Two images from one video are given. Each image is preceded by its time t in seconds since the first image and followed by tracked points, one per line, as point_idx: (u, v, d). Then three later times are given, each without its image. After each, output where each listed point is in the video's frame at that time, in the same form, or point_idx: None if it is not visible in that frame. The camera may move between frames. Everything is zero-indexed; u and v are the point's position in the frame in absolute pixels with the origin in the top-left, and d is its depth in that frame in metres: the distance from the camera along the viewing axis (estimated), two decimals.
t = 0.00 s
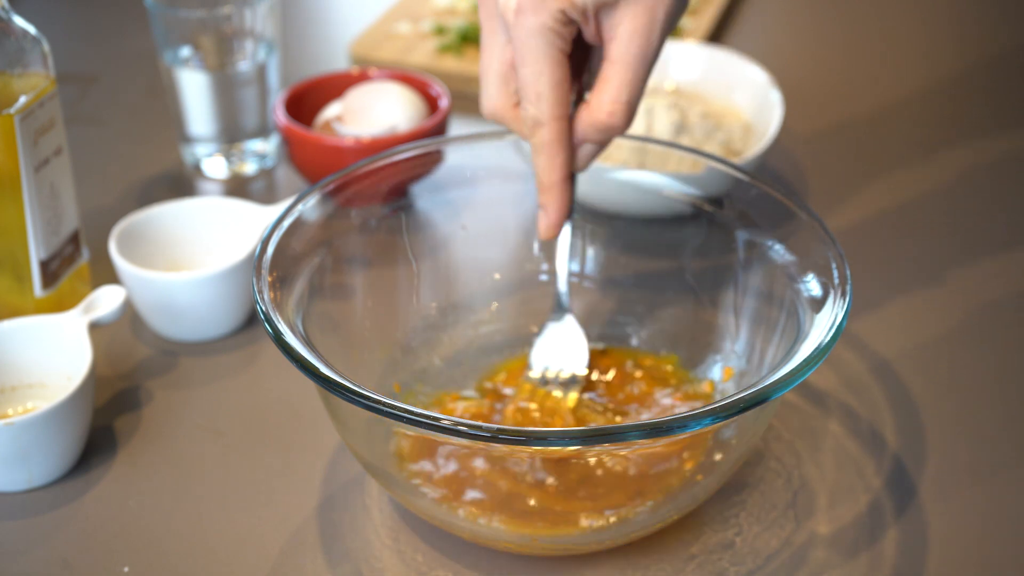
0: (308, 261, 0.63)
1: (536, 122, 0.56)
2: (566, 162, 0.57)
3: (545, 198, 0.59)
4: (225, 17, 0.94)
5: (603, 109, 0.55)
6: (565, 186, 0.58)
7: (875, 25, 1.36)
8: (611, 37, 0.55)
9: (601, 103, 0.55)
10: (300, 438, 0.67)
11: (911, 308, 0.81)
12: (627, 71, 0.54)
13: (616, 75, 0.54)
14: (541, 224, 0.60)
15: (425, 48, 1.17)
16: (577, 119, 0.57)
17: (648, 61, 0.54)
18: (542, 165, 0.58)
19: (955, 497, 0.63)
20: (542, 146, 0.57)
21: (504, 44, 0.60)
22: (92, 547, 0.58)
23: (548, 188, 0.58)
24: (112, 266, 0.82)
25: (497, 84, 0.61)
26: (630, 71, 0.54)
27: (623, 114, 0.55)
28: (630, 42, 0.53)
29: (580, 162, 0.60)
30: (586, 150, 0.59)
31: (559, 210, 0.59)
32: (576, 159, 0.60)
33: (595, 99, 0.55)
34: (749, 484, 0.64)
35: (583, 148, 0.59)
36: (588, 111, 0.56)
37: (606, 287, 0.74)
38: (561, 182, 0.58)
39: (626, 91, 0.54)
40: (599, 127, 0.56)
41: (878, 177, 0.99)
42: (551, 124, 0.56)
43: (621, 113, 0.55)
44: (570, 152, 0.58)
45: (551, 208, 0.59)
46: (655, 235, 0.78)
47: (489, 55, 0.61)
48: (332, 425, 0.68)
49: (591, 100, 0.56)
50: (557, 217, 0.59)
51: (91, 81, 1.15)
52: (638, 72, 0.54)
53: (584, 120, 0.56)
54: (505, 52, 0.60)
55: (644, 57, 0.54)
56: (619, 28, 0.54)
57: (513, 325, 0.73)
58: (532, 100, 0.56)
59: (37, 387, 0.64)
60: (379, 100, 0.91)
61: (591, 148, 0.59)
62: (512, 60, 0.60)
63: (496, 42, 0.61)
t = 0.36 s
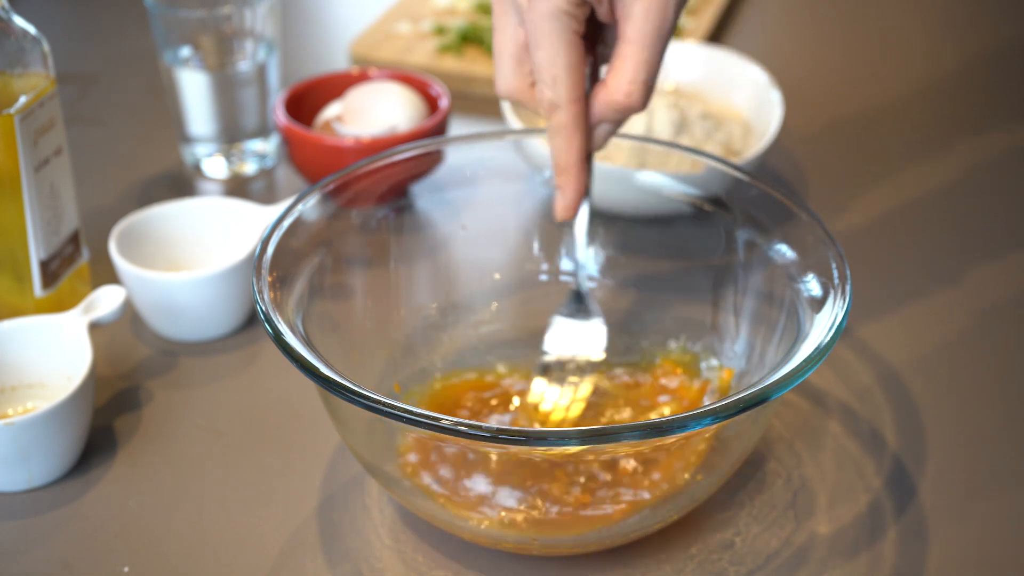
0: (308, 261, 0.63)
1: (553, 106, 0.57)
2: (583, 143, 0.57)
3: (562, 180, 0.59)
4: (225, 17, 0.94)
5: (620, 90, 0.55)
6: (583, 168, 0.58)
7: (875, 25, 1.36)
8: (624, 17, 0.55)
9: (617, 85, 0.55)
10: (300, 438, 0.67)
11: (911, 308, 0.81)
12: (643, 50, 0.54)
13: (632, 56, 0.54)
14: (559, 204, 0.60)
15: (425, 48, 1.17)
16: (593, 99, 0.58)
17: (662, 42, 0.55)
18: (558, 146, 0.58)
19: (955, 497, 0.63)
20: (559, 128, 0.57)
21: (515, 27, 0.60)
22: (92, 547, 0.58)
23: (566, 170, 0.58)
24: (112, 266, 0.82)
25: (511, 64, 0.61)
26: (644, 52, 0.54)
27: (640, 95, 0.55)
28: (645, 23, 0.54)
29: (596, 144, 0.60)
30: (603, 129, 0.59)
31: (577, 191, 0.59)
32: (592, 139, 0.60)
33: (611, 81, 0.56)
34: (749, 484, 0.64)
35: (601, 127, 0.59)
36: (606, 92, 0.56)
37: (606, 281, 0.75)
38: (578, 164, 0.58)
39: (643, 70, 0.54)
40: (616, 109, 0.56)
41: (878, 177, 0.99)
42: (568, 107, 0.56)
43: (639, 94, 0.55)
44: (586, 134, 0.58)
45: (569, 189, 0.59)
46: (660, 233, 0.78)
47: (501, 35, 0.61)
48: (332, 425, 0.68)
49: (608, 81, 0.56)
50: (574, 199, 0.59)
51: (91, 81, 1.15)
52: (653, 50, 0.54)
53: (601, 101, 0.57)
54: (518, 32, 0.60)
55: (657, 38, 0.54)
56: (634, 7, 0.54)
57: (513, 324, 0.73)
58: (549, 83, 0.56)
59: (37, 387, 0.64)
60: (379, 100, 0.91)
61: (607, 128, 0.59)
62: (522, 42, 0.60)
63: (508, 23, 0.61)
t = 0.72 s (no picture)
0: (308, 261, 0.63)
1: (578, 116, 0.57)
2: (608, 152, 0.58)
3: (591, 191, 0.59)
4: (225, 17, 0.94)
5: (647, 99, 0.55)
6: (610, 177, 0.58)
7: (875, 25, 1.36)
8: (648, 26, 0.54)
9: (643, 95, 0.55)
10: (299, 438, 0.67)
11: (911, 308, 0.81)
12: (667, 58, 0.54)
13: (656, 64, 0.54)
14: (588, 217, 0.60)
15: (425, 48, 1.17)
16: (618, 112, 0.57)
17: (687, 46, 0.54)
18: (586, 156, 0.58)
19: (955, 497, 0.63)
20: (585, 138, 0.57)
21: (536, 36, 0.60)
22: (92, 547, 0.58)
23: (595, 180, 0.58)
24: (112, 266, 0.82)
25: (535, 74, 0.61)
26: (670, 60, 0.54)
27: (665, 103, 0.55)
28: (670, 29, 0.53)
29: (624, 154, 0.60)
30: (631, 143, 0.59)
31: (606, 201, 0.59)
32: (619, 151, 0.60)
33: (636, 91, 0.56)
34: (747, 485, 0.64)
35: (628, 140, 0.59)
36: (631, 104, 0.56)
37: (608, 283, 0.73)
38: (606, 173, 0.58)
39: (667, 78, 0.54)
40: (642, 118, 0.56)
41: (878, 177, 0.99)
42: (592, 118, 0.56)
43: (664, 102, 0.55)
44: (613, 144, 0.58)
45: (597, 200, 0.59)
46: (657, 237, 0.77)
47: (525, 44, 0.61)
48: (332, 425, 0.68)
49: (632, 93, 0.56)
50: (604, 209, 0.59)
51: (91, 82, 1.15)
52: (679, 58, 0.54)
53: (625, 111, 0.57)
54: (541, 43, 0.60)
55: (682, 45, 0.54)
56: (657, 13, 0.53)
57: (513, 324, 0.73)
58: (573, 94, 0.56)
59: (37, 387, 0.64)
60: (379, 100, 0.91)
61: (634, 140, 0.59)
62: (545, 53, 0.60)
63: (531, 35, 0.60)
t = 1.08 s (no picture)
0: (308, 261, 0.63)
1: (596, 103, 0.57)
2: (635, 134, 0.57)
3: (628, 175, 0.58)
4: (225, 17, 0.94)
5: (664, 77, 0.54)
6: (642, 158, 0.58)
7: (875, 24, 1.36)
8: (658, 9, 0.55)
9: (660, 73, 0.54)
10: (298, 438, 0.67)
11: (911, 308, 0.81)
12: (680, 33, 0.54)
13: (670, 41, 0.54)
14: (632, 201, 0.59)
15: (425, 48, 1.17)
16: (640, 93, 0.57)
17: (700, 22, 0.54)
18: (615, 140, 0.57)
19: (955, 498, 0.63)
20: (607, 123, 0.57)
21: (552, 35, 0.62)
22: (92, 547, 0.58)
23: (628, 164, 0.58)
24: (112, 266, 0.82)
25: (559, 75, 0.62)
26: (684, 35, 0.54)
27: (684, 79, 0.54)
28: (676, 6, 0.54)
29: (656, 134, 0.59)
30: (659, 122, 0.58)
31: (643, 183, 0.58)
32: (649, 135, 0.59)
33: (654, 71, 0.55)
34: (747, 485, 0.63)
35: (654, 121, 0.57)
36: (650, 84, 0.55)
37: (608, 283, 0.74)
38: (637, 155, 0.57)
39: (682, 53, 0.54)
40: (664, 97, 0.55)
41: (878, 177, 0.99)
42: (611, 101, 0.56)
43: (683, 77, 0.54)
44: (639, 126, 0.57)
45: (636, 183, 0.58)
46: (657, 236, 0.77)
47: (546, 49, 0.63)
48: (331, 425, 0.68)
49: (651, 73, 0.55)
50: (644, 190, 0.58)
51: (91, 82, 1.15)
52: (691, 31, 0.54)
53: (646, 92, 0.56)
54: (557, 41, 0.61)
55: (695, 19, 0.54)
56: None
57: (513, 324, 0.73)
58: (588, 81, 0.57)
59: (37, 387, 0.64)
60: (379, 100, 0.91)
61: (662, 120, 0.58)
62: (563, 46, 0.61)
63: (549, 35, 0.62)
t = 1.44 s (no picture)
0: (308, 261, 0.63)
1: (593, 123, 0.57)
2: (630, 154, 0.57)
3: (624, 198, 0.58)
4: (225, 17, 0.94)
5: (660, 97, 0.55)
6: (638, 180, 0.57)
7: (875, 25, 1.36)
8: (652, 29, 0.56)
9: (655, 93, 0.55)
10: (298, 438, 0.67)
11: (910, 309, 0.81)
12: (674, 54, 0.55)
13: (666, 62, 0.55)
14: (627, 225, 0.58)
15: (425, 48, 1.17)
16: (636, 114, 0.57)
17: (695, 41, 0.55)
18: (610, 160, 0.57)
19: (955, 498, 0.63)
20: (605, 144, 0.57)
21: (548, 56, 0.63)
22: (92, 547, 0.58)
23: (623, 185, 0.57)
24: (112, 266, 0.82)
25: (555, 93, 0.64)
26: (678, 55, 0.55)
27: (680, 100, 0.54)
28: (674, 26, 0.55)
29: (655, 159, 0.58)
30: (657, 146, 0.57)
31: (638, 205, 0.57)
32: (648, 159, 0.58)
33: (649, 92, 0.55)
34: (747, 486, 0.63)
35: (652, 144, 0.57)
36: (646, 105, 0.55)
37: (608, 283, 0.74)
38: (633, 178, 0.57)
39: (678, 74, 0.54)
40: (661, 118, 0.55)
41: (878, 178, 0.98)
42: (606, 121, 0.56)
43: (679, 98, 0.54)
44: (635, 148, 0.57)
45: (631, 206, 0.57)
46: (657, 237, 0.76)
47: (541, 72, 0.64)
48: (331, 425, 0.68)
49: (647, 94, 0.55)
50: (640, 214, 0.57)
51: (91, 81, 1.15)
52: (687, 54, 0.55)
53: (643, 113, 0.56)
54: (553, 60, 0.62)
55: (689, 38, 0.55)
56: (656, 15, 0.55)
57: (512, 325, 0.73)
58: (584, 100, 0.57)
59: (37, 387, 0.64)
60: (379, 100, 0.91)
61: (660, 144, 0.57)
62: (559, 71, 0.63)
63: (544, 56, 0.64)
